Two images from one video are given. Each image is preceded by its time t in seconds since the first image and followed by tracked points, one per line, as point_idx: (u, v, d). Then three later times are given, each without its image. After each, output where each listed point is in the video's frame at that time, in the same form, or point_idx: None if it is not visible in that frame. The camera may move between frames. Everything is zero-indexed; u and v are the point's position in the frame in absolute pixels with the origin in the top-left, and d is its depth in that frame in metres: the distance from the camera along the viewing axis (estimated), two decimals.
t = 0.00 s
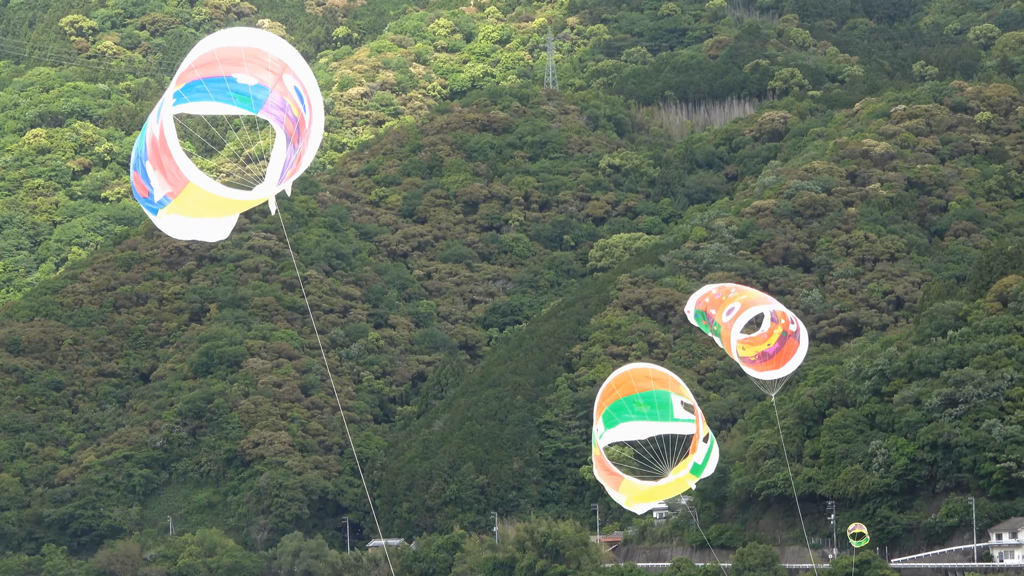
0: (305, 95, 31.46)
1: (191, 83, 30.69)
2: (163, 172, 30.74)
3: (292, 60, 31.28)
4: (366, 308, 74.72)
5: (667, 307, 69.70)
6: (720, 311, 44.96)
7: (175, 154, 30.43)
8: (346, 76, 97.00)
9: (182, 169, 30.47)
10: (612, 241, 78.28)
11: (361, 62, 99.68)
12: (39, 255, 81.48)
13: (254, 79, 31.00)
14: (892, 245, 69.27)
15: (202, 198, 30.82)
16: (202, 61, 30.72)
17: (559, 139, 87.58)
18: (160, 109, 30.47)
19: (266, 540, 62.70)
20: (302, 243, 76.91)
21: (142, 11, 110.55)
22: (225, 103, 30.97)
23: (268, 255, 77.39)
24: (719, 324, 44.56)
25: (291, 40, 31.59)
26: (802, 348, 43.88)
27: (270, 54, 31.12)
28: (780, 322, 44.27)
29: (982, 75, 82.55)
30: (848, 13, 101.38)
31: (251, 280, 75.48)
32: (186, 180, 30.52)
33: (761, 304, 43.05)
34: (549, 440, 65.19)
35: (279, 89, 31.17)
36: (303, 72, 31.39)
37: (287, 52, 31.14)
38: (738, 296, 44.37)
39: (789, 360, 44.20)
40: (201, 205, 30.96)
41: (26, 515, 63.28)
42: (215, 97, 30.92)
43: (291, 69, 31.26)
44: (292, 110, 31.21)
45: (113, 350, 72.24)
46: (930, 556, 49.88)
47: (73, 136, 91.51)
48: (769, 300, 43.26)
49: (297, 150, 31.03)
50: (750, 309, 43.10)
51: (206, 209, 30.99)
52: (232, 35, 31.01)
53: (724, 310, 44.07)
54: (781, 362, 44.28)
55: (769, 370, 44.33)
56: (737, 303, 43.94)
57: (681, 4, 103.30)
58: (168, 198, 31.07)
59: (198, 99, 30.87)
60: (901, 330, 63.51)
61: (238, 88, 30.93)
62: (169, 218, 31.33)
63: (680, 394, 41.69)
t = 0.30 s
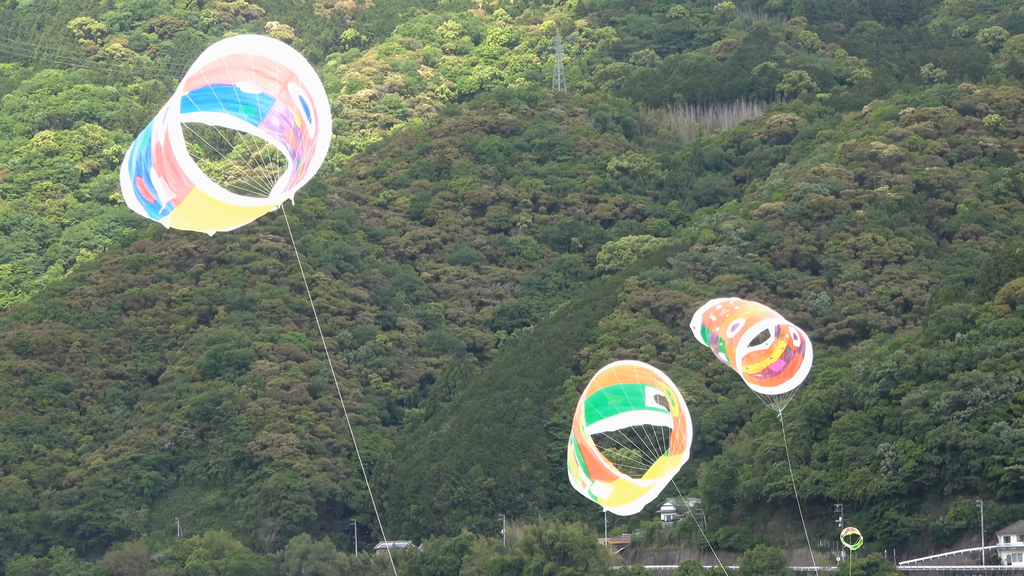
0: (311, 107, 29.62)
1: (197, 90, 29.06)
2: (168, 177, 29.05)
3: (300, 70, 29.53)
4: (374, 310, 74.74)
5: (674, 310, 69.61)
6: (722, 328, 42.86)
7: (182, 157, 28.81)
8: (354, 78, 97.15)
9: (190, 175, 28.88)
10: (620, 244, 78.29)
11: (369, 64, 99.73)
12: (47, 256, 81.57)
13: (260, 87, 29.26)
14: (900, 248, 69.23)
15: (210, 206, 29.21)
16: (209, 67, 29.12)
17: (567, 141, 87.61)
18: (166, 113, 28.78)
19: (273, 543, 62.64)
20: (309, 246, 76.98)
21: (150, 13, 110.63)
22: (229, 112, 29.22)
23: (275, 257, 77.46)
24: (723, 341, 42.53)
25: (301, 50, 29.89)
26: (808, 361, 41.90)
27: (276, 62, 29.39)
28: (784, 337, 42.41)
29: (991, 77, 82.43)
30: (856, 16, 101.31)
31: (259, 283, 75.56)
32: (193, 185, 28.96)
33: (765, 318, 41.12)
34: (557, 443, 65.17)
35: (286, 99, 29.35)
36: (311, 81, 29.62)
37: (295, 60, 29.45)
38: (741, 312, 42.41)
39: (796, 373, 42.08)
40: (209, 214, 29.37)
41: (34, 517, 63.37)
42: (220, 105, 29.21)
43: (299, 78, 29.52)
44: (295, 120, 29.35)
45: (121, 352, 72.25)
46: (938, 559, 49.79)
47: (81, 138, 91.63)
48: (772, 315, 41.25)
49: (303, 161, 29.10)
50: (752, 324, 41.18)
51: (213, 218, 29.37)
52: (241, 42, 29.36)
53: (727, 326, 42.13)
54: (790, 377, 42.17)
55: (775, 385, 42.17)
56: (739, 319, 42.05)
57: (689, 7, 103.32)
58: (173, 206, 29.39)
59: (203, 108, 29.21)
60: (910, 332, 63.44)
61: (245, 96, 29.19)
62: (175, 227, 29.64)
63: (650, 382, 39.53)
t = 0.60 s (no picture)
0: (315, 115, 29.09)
1: (200, 95, 28.35)
2: (170, 180, 28.26)
3: (305, 76, 28.91)
4: (379, 310, 74.80)
5: (679, 311, 69.57)
6: (726, 342, 42.39)
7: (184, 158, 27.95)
8: (359, 79, 97.23)
9: (191, 176, 28.04)
10: (625, 245, 78.30)
11: (374, 65, 99.79)
12: (51, 256, 81.59)
13: (265, 95, 28.64)
14: (905, 250, 69.19)
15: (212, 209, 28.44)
16: (214, 71, 28.40)
17: (572, 143, 87.65)
18: (170, 116, 28.02)
19: (277, 543, 62.61)
20: (314, 247, 77.06)
21: (155, 13, 110.67)
22: (231, 119, 28.60)
23: (280, 257, 77.53)
24: (725, 355, 42.10)
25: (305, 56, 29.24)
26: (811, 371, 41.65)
27: (282, 69, 28.71)
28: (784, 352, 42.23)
29: (996, 79, 82.39)
30: (862, 17, 101.25)
31: (264, 283, 75.62)
32: (193, 187, 28.17)
33: (770, 335, 40.60)
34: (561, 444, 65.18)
35: (289, 108, 28.77)
36: (315, 89, 29.00)
37: (300, 67, 28.79)
38: (744, 326, 41.89)
39: (799, 385, 41.93)
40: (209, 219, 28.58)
41: (38, 516, 63.39)
42: (222, 111, 28.55)
43: (304, 86, 28.90)
44: (298, 128, 28.79)
45: (126, 352, 72.32)
46: (941, 561, 49.53)
47: (86, 138, 91.68)
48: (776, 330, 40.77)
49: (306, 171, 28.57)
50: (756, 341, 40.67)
51: (216, 223, 28.60)
52: (245, 46, 28.66)
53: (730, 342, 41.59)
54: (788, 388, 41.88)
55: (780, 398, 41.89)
56: (741, 335, 41.51)
57: (694, 8, 103.26)
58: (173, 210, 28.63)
59: (206, 113, 28.51)
60: (915, 334, 63.43)
61: (250, 104, 28.57)
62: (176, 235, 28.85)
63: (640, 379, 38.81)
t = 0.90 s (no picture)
0: (318, 121, 29.10)
1: (204, 96, 28.38)
2: (171, 179, 28.42)
3: (310, 81, 28.95)
4: (382, 311, 74.82)
5: (682, 312, 69.55)
6: (726, 357, 41.87)
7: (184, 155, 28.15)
8: (363, 79, 97.29)
9: (190, 176, 28.21)
10: (628, 246, 78.29)
11: (379, 65, 99.82)
12: (54, 255, 81.57)
13: (268, 100, 28.58)
14: (908, 251, 69.21)
15: (211, 212, 28.53)
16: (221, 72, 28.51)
17: (575, 144, 87.66)
18: (173, 116, 28.22)
19: (279, 543, 62.61)
20: (317, 247, 77.11)
21: (159, 13, 110.72)
22: (234, 123, 28.47)
23: (283, 257, 77.56)
24: (726, 372, 41.63)
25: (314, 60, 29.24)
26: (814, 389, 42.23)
27: (287, 72, 28.78)
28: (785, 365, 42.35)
29: (1000, 81, 82.40)
30: (866, 20, 101.35)
31: (267, 283, 75.64)
32: (192, 184, 28.27)
33: (777, 352, 40.49)
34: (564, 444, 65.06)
35: (293, 114, 28.69)
36: (320, 93, 29.03)
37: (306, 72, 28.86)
38: (744, 341, 41.57)
39: (802, 403, 42.13)
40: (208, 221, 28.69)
41: (41, 516, 63.43)
42: (225, 116, 28.46)
43: (308, 90, 28.94)
44: (300, 135, 28.71)
45: (129, 351, 72.32)
46: (944, 562, 49.82)
47: (90, 137, 91.68)
48: (782, 347, 40.74)
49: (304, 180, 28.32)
50: (764, 357, 40.59)
51: (215, 226, 28.72)
52: (252, 47, 28.79)
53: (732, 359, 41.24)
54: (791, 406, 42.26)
55: (780, 414, 42.19)
56: (744, 351, 41.24)
57: (698, 8, 103.35)
58: (173, 211, 28.82)
59: (210, 116, 28.50)
60: (919, 336, 63.43)
61: (252, 109, 28.47)
62: (175, 236, 29.09)
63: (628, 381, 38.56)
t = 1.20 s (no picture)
0: (322, 122, 27.66)
1: (211, 91, 26.75)
2: (172, 170, 26.52)
3: (315, 79, 27.62)
4: (383, 308, 74.80)
5: (684, 311, 69.53)
6: (727, 373, 41.39)
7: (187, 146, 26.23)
8: (366, 77, 97.32)
9: (193, 169, 26.31)
10: (630, 245, 78.28)
11: (381, 63, 99.83)
12: (56, 252, 81.56)
13: (274, 98, 27.17)
14: (910, 251, 69.21)
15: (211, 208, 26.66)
16: (227, 67, 26.95)
17: (577, 142, 87.63)
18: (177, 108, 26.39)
19: (280, 540, 62.57)
20: (319, 245, 77.13)
21: (162, 10, 110.92)
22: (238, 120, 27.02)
23: (285, 255, 77.56)
24: (729, 389, 41.00)
25: (319, 58, 27.89)
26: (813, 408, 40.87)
27: (291, 68, 27.48)
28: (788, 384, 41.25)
29: (1002, 81, 82.37)
30: (868, 19, 101.29)
31: (269, 281, 75.65)
32: (193, 178, 26.35)
33: (781, 374, 39.78)
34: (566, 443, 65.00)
35: (297, 113, 27.33)
36: (323, 93, 27.64)
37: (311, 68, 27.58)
38: (746, 357, 40.97)
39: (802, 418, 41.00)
40: (205, 217, 26.81)
41: (42, 512, 63.45)
42: (231, 113, 26.97)
43: (312, 88, 27.60)
44: (305, 133, 27.38)
45: (130, 348, 72.32)
46: (945, 562, 49.79)
47: (92, 134, 91.66)
48: (786, 368, 40.00)
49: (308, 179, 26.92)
50: (766, 381, 39.90)
51: (213, 224, 26.87)
52: (258, 40, 27.32)
53: (734, 376, 40.63)
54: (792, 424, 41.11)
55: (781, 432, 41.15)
56: (747, 369, 40.63)
57: (701, 8, 103.38)
58: (172, 206, 26.95)
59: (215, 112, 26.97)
60: (920, 336, 63.42)
61: (259, 107, 27.03)
62: (171, 232, 27.24)
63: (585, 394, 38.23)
